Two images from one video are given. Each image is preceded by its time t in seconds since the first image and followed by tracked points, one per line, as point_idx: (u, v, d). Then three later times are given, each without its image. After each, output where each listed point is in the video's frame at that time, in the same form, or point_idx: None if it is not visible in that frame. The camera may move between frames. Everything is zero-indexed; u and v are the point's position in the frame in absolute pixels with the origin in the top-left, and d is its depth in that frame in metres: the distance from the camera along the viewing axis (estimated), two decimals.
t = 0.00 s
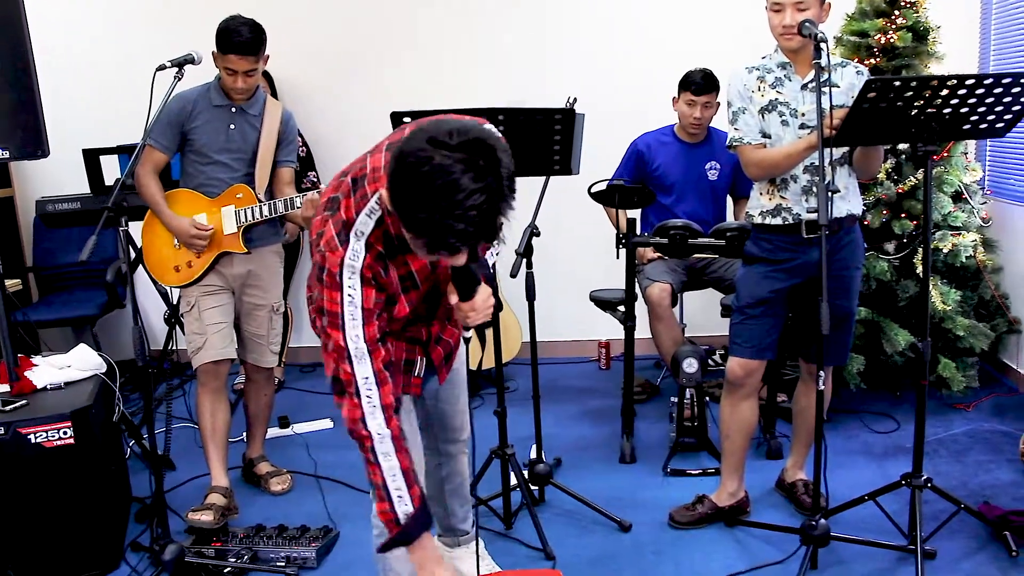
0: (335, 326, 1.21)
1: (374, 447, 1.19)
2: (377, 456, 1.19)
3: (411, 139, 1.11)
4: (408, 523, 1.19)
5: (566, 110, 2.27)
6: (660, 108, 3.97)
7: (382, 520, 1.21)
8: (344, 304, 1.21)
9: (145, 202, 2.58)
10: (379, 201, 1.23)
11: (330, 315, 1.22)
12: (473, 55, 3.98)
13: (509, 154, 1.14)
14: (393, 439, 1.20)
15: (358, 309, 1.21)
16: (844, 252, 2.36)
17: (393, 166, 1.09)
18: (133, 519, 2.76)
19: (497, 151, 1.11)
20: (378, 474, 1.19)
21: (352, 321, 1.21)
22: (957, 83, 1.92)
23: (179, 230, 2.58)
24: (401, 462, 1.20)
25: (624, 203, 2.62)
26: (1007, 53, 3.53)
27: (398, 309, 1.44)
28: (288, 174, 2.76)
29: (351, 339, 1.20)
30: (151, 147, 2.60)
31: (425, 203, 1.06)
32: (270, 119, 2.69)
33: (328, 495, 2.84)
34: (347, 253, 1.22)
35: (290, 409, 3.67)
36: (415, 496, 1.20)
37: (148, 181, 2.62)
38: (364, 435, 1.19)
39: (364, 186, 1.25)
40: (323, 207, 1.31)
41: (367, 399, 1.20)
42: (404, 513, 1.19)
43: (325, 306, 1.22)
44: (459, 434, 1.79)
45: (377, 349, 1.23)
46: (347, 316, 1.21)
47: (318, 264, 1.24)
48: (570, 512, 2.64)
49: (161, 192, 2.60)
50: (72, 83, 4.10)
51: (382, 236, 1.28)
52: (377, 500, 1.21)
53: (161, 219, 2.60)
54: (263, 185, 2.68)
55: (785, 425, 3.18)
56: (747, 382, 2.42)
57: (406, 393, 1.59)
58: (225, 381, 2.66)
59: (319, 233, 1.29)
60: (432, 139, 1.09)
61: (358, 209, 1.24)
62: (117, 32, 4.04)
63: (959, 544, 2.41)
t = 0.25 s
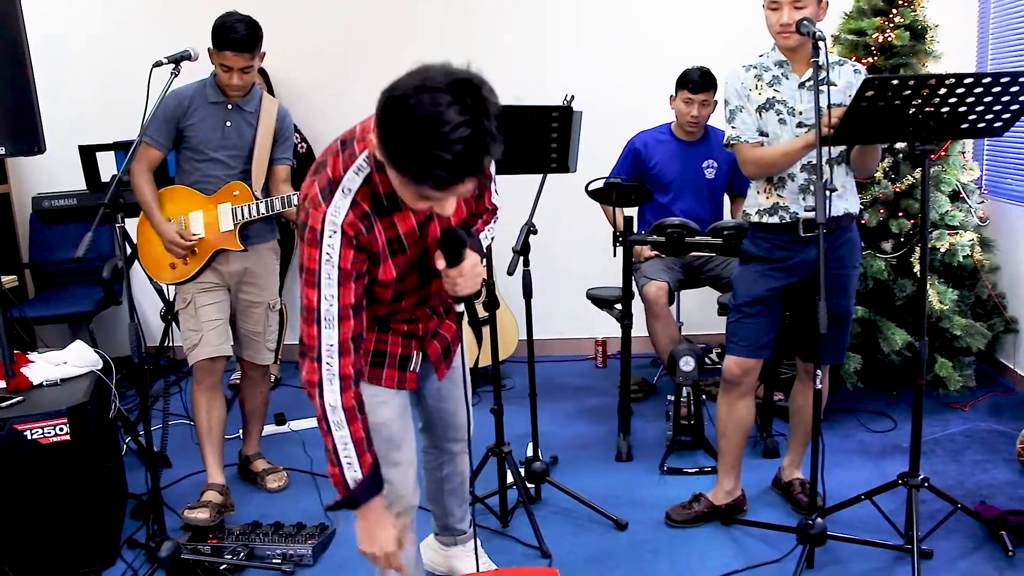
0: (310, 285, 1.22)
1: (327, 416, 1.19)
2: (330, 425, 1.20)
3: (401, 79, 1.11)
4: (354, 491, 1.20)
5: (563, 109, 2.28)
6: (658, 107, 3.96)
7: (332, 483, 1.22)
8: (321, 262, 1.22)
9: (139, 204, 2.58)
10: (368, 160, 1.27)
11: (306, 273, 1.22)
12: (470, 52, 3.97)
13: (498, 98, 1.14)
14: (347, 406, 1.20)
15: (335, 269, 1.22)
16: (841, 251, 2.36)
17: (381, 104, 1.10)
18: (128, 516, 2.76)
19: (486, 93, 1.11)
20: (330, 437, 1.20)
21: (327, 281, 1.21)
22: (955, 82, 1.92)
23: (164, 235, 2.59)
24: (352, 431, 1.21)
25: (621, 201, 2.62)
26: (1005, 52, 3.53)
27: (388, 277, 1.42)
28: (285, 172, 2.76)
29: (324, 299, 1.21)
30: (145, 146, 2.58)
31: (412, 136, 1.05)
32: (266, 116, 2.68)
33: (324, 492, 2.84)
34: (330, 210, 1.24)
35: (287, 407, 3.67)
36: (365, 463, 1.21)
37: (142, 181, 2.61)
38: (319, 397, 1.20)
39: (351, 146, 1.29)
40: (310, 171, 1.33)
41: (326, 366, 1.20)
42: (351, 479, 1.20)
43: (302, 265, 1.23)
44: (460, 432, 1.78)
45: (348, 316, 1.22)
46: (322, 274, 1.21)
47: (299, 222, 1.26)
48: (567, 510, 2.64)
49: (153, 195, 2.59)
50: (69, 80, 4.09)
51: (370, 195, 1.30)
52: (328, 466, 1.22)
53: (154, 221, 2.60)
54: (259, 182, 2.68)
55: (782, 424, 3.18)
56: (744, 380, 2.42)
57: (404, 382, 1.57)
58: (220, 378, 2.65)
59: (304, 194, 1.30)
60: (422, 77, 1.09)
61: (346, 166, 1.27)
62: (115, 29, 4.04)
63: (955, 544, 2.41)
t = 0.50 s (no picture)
0: (287, 230, 1.28)
1: (298, 366, 1.27)
2: (302, 374, 1.27)
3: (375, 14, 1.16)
4: (321, 441, 1.29)
5: (563, 97, 2.25)
6: (658, 96, 3.95)
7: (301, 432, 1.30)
8: (297, 208, 1.27)
9: (135, 192, 2.56)
10: (348, 108, 1.32)
11: (283, 220, 1.28)
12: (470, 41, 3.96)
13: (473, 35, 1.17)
14: (316, 360, 1.28)
15: (309, 216, 1.27)
16: (841, 242, 2.35)
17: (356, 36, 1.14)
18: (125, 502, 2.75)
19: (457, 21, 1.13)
20: (299, 387, 1.28)
21: (303, 225, 1.27)
22: (957, 73, 1.91)
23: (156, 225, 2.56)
24: (322, 382, 1.28)
25: (620, 190, 2.61)
26: (1007, 43, 3.52)
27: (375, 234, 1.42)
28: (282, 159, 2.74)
29: (300, 243, 1.27)
30: (141, 132, 2.55)
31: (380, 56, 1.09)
32: (264, 103, 2.67)
33: (321, 480, 2.83)
34: (308, 152, 1.29)
35: (283, 394, 3.67)
36: (333, 416, 1.29)
37: (137, 167, 2.59)
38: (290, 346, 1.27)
39: (332, 97, 1.35)
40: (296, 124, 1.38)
41: (298, 316, 1.27)
42: (317, 431, 1.29)
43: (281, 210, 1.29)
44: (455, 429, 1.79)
45: (321, 265, 1.28)
46: (298, 220, 1.27)
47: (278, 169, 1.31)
48: (564, 500, 2.64)
49: (147, 183, 2.57)
50: (66, 66, 4.07)
51: (350, 139, 1.33)
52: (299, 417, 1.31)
53: (149, 209, 2.59)
54: (257, 169, 2.67)
55: (779, 414, 3.18)
56: (742, 371, 2.42)
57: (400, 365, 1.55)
58: (217, 365, 2.65)
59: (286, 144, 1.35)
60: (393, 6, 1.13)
61: (328, 112, 1.32)
62: (112, 15, 4.02)
63: (952, 535, 2.41)
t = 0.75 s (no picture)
0: (282, 148, 1.38)
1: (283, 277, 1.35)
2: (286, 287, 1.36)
3: None
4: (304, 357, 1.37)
5: (577, 72, 2.24)
6: (671, 75, 3.92)
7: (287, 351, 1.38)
8: (291, 125, 1.36)
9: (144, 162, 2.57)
10: (347, 37, 1.42)
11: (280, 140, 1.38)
12: (483, 16, 3.93)
13: None
14: (302, 276, 1.36)
15: (300, 134, 1.36)
16: (855, 223, 2.33)
17: None
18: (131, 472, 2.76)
19: None
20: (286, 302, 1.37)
21: (295, 143, 1.37)
22: (977, 55, 1.89)
23: (167, 194, 2.57)
24: (307, 298, 1.36)
25: (632, 168, 2.60)
26: None
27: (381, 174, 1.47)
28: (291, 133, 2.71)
29: (290, 158, 1.36)
30: (151, 102, 2.57)
31: None
32: (275, 75, 2.63)
33: (327, 453, 2.84)
34: (303, 74, 1.38)
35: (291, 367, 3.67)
36: (316, 334, 1.36)
37: (146, 138, 2.60)
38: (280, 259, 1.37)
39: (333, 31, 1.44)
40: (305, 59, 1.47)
41: (287, 231, 1.37)
42: (302, 346, 1.36)
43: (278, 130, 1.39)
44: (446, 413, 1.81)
45: (310, 179, 1.38)
46: (290, 137, 1.37)
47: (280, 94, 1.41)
48: (570, 477, 2.63)
49: (157, 152, 2.58)
50: (77, 35, 4.05)
51: (347, 62, 1.41)
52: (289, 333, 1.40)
53: (159, 179, 2.59)
54: (268, 142, 2.64)
55: (787, 396, 3.17)
56: (751, 352, 2.40)
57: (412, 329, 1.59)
58: (224, 337, 2.65)
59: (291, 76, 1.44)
60: None
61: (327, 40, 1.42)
62: None
63: (959, 521, 2.40)
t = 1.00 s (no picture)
0: (286, 115, 1.46)
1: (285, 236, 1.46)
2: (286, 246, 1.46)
3: None
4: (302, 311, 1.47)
5: (579, 52, 2.22)
6: (673, 56, 3.90)
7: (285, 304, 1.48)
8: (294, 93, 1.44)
9: (143, 143, 2.53)
10: (351, 19, 1.50)
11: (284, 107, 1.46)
12: None
13: None
14: (302, 232, 1.46)
15: (304, 101, 1.44)
16: (857, 205, 2.32)
17: None
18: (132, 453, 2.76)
19: None
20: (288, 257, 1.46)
21: (299, 110, 1.45)
22: (981, 36, 1.87)
23: (168, 177, 2.54)
24: (305, 258, 1.46)
25: (634, 149, 2.59)
26: None
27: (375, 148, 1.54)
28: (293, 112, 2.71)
29: (294, 126, 1.45)
30: (150, 83, 2.53)
31: None
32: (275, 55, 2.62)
33: (328, 435, 2.84)
34: (308, 46, 1.46)
35: (291, 349, 3.67)
36: (312, 289, 1.47)
37: (145, 119, 2.56)
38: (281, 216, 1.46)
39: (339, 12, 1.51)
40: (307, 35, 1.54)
41: (290, 191, 1.46)
42: (300, 299, 1.47)
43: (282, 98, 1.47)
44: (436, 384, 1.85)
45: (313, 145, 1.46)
46: (294, 104, 1.44)
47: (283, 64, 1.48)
48: (571, 459, 2.63)
49: (157, 135, 2.54)
50: (75, 15, 4.02)
51: (350, 38, 1.49)
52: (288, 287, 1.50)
53: (158, 159, 2.56)
54: (268, 122, 2.62)
55: (788, 378, 3.17)
56: (752, 334, 2.39)
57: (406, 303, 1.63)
58: (224, 318, 2.64)
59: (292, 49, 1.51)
60: None
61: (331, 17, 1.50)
62: None
63: (959, 504, 2.40)
